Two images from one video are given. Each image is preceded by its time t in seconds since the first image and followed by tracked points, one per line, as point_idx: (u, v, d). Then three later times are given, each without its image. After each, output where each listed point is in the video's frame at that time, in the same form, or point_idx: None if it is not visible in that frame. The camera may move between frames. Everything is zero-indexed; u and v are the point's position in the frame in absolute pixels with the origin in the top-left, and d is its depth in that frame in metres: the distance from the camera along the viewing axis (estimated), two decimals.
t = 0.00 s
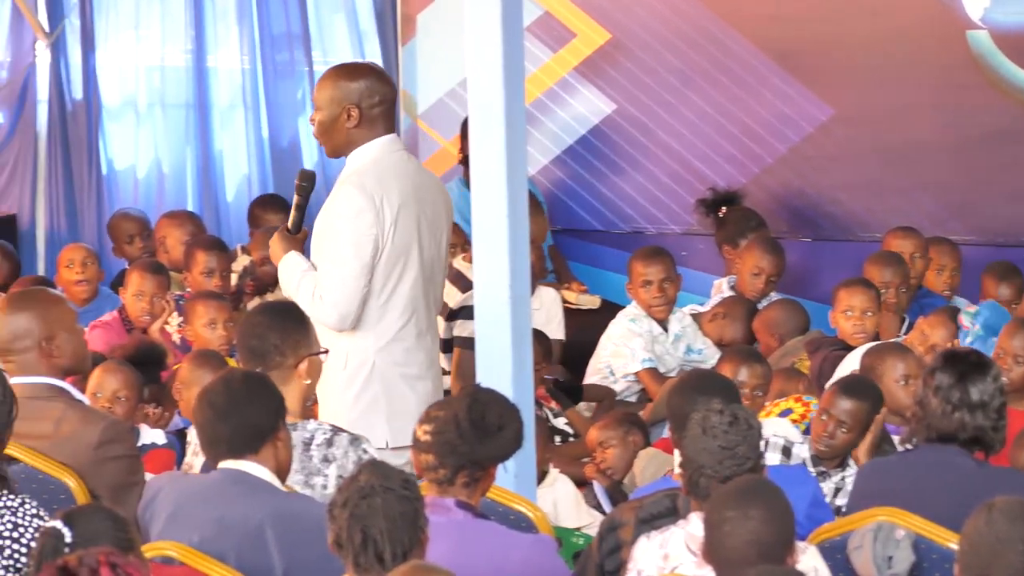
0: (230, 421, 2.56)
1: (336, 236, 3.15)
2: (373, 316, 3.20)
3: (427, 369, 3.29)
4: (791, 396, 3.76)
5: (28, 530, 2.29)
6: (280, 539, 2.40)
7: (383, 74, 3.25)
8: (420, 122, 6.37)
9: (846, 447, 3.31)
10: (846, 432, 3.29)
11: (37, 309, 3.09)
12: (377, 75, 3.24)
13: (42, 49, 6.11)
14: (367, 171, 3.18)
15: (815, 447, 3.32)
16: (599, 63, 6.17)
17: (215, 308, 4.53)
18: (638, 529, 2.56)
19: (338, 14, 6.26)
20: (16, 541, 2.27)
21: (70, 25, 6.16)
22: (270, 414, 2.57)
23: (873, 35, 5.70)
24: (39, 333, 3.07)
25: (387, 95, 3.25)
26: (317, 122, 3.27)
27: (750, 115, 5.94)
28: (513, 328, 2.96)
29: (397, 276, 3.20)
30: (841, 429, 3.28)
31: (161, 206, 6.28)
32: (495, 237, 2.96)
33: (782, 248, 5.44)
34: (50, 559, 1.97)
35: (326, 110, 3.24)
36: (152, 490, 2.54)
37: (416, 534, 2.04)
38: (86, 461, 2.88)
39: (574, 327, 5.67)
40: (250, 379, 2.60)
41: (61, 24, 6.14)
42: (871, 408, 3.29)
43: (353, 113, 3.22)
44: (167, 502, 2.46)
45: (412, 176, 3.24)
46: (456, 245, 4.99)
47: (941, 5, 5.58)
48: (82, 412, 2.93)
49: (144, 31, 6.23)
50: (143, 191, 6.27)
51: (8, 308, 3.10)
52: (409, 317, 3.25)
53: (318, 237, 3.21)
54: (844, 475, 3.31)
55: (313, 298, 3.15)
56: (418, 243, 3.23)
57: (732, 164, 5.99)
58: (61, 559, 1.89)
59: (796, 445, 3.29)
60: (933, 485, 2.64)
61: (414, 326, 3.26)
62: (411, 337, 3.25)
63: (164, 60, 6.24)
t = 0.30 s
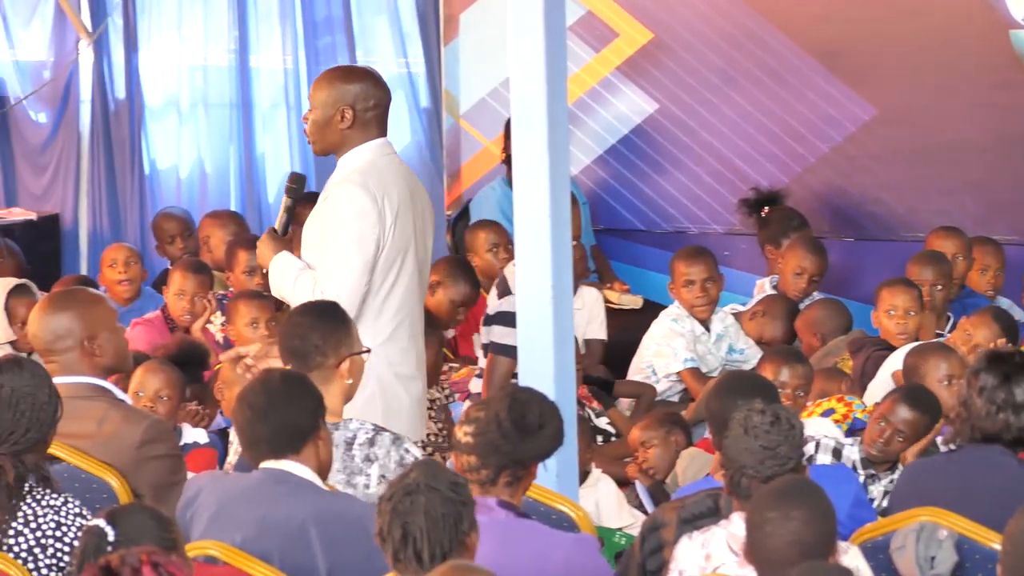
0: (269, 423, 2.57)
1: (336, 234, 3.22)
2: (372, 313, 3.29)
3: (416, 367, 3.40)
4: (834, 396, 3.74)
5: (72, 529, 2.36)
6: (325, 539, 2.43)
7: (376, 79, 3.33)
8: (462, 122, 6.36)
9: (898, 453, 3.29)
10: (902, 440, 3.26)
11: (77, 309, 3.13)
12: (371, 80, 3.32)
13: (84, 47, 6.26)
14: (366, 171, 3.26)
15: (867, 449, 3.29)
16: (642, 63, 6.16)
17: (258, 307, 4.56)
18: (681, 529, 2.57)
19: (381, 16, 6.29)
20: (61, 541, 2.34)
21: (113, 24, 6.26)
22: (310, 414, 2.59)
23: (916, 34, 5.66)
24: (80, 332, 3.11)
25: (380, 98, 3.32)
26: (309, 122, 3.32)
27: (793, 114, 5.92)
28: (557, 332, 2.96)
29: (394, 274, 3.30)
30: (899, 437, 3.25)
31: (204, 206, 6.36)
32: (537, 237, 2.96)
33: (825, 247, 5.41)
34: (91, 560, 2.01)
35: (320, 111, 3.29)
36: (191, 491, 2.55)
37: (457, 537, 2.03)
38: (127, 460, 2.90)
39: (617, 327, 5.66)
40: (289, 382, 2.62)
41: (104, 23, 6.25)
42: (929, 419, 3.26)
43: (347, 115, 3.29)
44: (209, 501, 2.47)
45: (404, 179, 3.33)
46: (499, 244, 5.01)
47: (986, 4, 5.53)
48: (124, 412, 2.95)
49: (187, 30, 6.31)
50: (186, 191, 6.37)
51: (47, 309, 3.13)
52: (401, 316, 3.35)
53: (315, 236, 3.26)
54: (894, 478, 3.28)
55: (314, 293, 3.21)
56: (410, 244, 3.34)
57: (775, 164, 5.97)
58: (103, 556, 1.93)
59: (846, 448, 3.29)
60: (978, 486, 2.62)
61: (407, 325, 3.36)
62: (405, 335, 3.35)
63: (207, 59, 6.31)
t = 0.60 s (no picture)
0: (311, 426, 2.59)
1: (335, 221, 3.24)
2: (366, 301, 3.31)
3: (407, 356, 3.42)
4: (876, 396, 3.74)
5: (114, 530, 2.40)
6: (366, 539, 2.45)
7: (381, 69, 3.35)
8: (504, 122, 6.36)
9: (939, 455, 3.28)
10: (944, 444, 3.23)
11: (116, 309, 3.17)
12: (376, 70, 3.33)
13: (127, 48, 6.35)
14: (366, 159, 3.28)
15: (906, 450, 3.29)
16: (682, 62, 6.18)
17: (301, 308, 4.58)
18: (723, 529, 2.57)
19: (423, 14, 6.31)
20: (102, 542, 2.39)
21: (154, 25, 6.35)
22: (353, 416, 2.62)
23: (958, 33, 5.60)
24: (121, 331, 3.15)
25: (383, 89, 3.33)
26: (312, 107, 3.34)
27: (835, 115, 5.89)
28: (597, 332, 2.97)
29: (389, 263, 3.32)
30: (940, 443, 3.22)
31: (246, 204, 6.41)
32: (578, 237, 2.96)
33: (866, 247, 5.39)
34: (133, 560, 2.04)
35: (322, 97, 3.31)
36: (231, 495, 2.58)
37: (502, 538, 2.05)
38: (169, 460, 2.93)
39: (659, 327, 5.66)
40: (330, 383, 2.66)
41: (146, 24, 6.34)
42: (969, 425, 3.20)
43: (348, 102, 3.30)
44: (250, 503, 2.50)
45: (403, 169, 3.35)
46: (541, 244, 4.98)
47: None
48: (165, 412, 2.97)
49: (227, 31, 6.37)
50: (227, 191, 6.41)
51: (85, 310, 3.17)
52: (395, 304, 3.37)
53: (313, 220, 3.28)
54: (928, 475, 3.28)
55: (310, 277, 3.22)
56: (408, 234, 3.35)
57: (817, 164, 5.95)
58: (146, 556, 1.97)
59: (881, 445, 3.33)
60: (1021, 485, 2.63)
61: (401, 316, 3.38)
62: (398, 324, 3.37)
63: (248, 60, 6.37)
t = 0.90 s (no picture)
0: (371, 425, 2.63)
1: (357, 220, 3.22)
2: (387, 302, 3.29)
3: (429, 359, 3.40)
4: (932, 396, 3.73)
5: (171, 531, 2.46)
6: (421, 540, 2.48)
7: (403, 70, 3.35)
8: (558, 122, 6.31)
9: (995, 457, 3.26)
10: (1003, 444, 3.22)
11: (167, 311, 3.21)
12: (398, 71, 3.34)
13: (183, 48, 6.46)
14: (391, 159, 3.26)
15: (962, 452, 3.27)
16: (738, 63, 6.13)
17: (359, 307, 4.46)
18: (779, 530, 2.58)
19: (479, 13, 6.31)
20: (159, 543, 2.45)
21: (210, 25, 6.45)
22: (410, 415, 2.65)
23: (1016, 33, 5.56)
24: (174, 330, 3.20)
25: (404, 85, 3.33)
26: (340, 110, 3.37)
27: (891, 115, 5.86)
28: (654, 333, 2.98)
29: (411, 264, 3.30)
30: (999, 442, 3.22)
31: (302, 200, 6.49)
32: (635, 239, 2.98)
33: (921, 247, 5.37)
34: (189, 559, 2.11)
35: (346, 99, 3.34)
36: (286, 497, 2.62)
37: (556, 537, 2.07)
38: (225, 460, 2.97)
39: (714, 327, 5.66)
40: (384, 382, 2.70)
41: (201, 24, 6.45)
42: None
43: (369, 103, 3.31)
44: (306, 504, 2.55)
45: (429, 168, 3.33)
46: (596, 244, 5.03)
47: None
48: (221, 412, 3.02)
49: (283, 31, 6.45)
50: (284, 189, 6.51)
51: (137, 311, 3.21)
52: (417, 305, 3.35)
53: (337, 219, 3.26)
54: (984, 476, 3.23)
55: (331, 275, 3.21)
56: (431, 234, 3.33)
57: (873, 164, 5.91)
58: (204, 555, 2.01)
59: (936, 446, 3.30)
60: None
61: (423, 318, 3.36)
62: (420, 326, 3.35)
63: (303, 59, 6.44)
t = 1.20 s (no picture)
0: (434, 421, 2.68)
1: (365, 227, 3.38)
2: (395, 307, 3.44)
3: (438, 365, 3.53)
4: (989, 397, 3.71)
5: (229, 532, 2.54)
6: (478, 541, 2.52)
7: (406, 76, 3.50)
8: (617, 122, 6.41)
9: None
10: None
11: (220, 311, 3.17)
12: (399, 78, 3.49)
13: (241, 48, 6.54)
14: (397, 167, 3.42)
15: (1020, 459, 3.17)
16: (796, 63, 6.12)
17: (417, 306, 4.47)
18: (836, 530, 2.60)
19: (536, 12, 6.26)
20: (217, 543, 2.53)
21: (268, 25, 6.52)
22: (473, 413, 2.70)
23: None
24: (228, 330, 3.16)
25: (404, 91, 3.48)
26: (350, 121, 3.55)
27: (948, 115, 5.83)
28: (710, 334, 2.99)
29: (418, 269, 3.44)
30: None
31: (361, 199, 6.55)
32: (690, 238, 2.99)
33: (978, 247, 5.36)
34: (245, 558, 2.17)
35: (352, 110, 3.51)
36: (349, 499, 2.67)
37: (609, 532, 2.09)
38: (282, 460, 2.92)
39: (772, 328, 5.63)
40: (444, 381, 2.74)
41: (259, 24, 6.52)
42: None
43: (372, 112, 3.47)
44: (365, 505, 2.58)
45: (435, 175, 3.47)
46: (652, 244, 5.05)
47: None
48: (276, 412, 2.96)
49: (341, 30, 6.50)
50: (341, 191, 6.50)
51: (189, 313, 3.18)
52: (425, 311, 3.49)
53: (345, 228, 3.42)
54: None
55: (337, 283, 3.37)
56: (438, 240, 3.47)
57: (931, 164, 5.88)
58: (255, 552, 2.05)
59: (993, 448, 3.27)
60: None
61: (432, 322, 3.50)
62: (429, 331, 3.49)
63: (362, 59, 6.50)
